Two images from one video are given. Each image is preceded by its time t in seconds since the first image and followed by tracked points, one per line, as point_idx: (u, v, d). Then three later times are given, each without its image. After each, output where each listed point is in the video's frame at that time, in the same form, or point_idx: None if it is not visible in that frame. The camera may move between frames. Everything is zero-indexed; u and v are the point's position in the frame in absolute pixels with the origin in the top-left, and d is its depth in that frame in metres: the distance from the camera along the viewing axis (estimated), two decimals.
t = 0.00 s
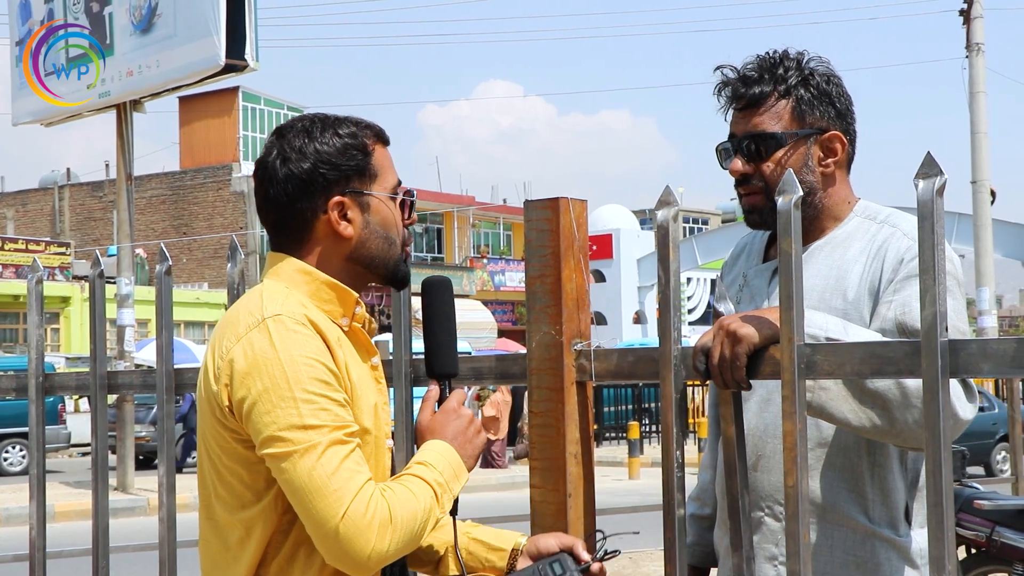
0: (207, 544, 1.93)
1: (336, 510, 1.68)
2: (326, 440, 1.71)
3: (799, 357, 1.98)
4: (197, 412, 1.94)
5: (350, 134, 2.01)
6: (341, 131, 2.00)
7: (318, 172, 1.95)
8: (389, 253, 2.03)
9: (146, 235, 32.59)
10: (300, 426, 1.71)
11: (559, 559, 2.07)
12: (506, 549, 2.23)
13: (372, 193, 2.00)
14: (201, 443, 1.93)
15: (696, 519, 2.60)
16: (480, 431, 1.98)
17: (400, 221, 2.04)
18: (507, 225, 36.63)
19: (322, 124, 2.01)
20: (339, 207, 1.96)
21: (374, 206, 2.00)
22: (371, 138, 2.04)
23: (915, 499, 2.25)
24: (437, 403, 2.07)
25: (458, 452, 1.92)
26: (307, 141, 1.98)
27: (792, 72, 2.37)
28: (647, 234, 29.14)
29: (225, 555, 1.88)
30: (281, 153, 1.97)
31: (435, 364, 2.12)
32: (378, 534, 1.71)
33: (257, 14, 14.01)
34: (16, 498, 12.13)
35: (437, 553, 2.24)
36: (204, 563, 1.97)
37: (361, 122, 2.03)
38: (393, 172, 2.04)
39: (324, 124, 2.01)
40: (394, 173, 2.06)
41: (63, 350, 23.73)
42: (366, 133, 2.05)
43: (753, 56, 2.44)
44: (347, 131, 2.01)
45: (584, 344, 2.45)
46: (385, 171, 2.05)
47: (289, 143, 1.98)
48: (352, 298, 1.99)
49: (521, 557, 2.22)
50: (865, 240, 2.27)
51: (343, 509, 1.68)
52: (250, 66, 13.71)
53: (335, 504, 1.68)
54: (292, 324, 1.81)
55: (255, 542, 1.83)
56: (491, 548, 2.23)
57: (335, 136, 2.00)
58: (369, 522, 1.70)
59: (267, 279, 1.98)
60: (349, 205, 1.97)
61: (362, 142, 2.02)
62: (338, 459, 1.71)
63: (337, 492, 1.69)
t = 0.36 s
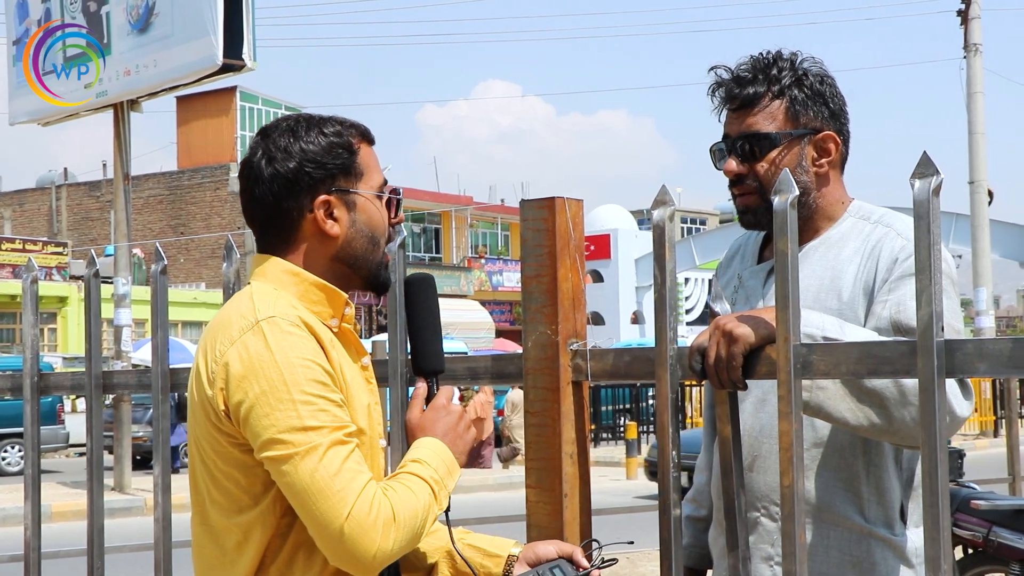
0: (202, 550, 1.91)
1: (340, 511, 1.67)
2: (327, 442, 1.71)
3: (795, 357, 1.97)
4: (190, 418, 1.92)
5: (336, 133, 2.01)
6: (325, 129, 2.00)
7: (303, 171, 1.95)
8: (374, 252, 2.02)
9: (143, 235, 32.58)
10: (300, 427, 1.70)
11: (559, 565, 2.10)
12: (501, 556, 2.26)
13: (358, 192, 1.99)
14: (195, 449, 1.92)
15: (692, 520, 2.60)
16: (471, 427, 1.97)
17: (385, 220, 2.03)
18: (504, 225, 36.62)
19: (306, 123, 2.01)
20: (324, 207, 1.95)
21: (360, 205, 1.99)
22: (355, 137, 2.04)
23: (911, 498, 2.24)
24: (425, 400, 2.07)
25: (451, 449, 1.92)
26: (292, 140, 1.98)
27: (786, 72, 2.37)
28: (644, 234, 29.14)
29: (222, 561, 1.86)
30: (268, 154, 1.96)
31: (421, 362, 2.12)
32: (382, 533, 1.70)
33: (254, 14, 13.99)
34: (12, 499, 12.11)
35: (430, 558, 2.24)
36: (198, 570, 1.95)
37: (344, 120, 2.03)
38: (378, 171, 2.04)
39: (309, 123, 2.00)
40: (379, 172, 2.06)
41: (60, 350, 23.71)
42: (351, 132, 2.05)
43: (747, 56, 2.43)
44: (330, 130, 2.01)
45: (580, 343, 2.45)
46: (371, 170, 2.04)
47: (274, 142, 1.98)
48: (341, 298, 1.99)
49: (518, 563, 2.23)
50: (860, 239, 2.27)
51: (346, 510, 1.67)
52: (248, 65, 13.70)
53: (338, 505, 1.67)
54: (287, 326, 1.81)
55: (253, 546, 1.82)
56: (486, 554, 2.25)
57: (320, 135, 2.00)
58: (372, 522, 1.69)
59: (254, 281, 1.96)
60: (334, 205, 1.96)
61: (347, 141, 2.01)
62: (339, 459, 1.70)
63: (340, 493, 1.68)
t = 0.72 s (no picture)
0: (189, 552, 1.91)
1: (320, 513, 1.66)
2: (309, 444, 1.70)
3: (790, 353, 1.97)
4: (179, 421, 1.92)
5: (324, 130, 2.01)
6: (314, 127, 2.00)
7: (291, 168, 1.94)
8: (363, 252, 2.01)
9: (138, 235, 32.52)
10: (282, 429, 1.69)
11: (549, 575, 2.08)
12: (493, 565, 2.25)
13: (346, 190, 1.99)
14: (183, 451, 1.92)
15: (686, 518, 2.60)
16: (463, 429, 1.96)
17: (374, 220, 2.03)
18: (499, 223, 36.62)
19: (294, 120, 2.00)
20: (311, 205, 1.94)
21: (348, 204, 1.98)
22: (344, 135, 2.03)
23: (905, 493, 2.25)
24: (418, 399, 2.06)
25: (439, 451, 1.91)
26: (280, 138, 1.97)
27: (777, 69, 2.36)
28: (639, 232, 29.16)
29: (208, 563, 1.86)
30: (252, 155, 1.96)
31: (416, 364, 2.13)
32: (364, 536, 1.70)
33: (247, 12, 13.97)
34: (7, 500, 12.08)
35: (421, 565, 2.23)
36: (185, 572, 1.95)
37: (333, 119, 2.02)
38: (367, 169, 2.03)
39: (297, 120, 2.00)
40: (368, 171, 2.05)
41: (55, 351, 23.67)
42: (340, 130, 2.04)
43: (738, 54, 2.43)
44: (318, 128, 2.00)
45: (575, 341, 2.44)
46: (360, 169, 2.03)
47: (261, 139, 1.97)
48: (329, 297, 1.98)
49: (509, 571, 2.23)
50: (852, 236, 2.27)
51: (328, 512, 1.67)
52: (241, 64, 13.68)
53: (319, 507, 1.66)
54: (271, 328, 1.80)
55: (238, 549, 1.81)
56: (477, 562, 2.24)
57: (308, 132, 1.99)
58: (353, 524, 1.69)
59: (242, 281, 1.96)
60: (321, 203, 1.96)
61: (336, 139, 2.01)
62: (321, 461, 1.69)
63: (321, 495, 1.67)
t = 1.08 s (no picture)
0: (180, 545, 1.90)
1: (317, 502, 1.66)
2: (306, 434, 1.69)
3: (780, 346, 1.97)
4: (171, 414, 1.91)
5: (321, 124, 2.00)
6: (310, 121, 1.98)
7: (286, 162, 1.93)
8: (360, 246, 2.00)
9: (127, 230, 32.40)
10: (277, 419, 1.68)
11: (539, 560, 2.02)
12: (485, 550, 2.24)
13: (342, 183, 1.98)
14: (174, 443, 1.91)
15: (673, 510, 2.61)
16: (457, 422, 1.96)
17: (371, 215, 2.02)
18: (490, 218, 36.59)
19: (291, 113, 1.99)
20: (307, 199, 1.94)
21: (344, 197, 1.97)
22: (340, 129, 2.02)
23: (893, 484, 2.25)
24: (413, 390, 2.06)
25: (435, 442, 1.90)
26: (275, 131, 1.96)
27: (767, 63, 2.36)
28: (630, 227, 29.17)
29: (199, 556, 1.85)
30: (247, 148, 1.95)
31: (406, 354, 2.13)
32: (361, 525, 1.69)
33: (237, 6, 13.93)
34: None
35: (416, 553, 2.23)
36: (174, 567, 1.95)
37: (330, 113, 2.01)
38: (363, 162, 2.02)
39: (293, 113, 1.99)
40: (364, 164, 2.04)
41: (44, 346, 23.58)
42: (337, 123, 2.02)
43: (728, 47, 2.42)
44: (315, 122, 1.99)
45: (565, 335, 2.44)
46: (357, 162, 2.02)
47: (257, 133, 1.96)
48: (323, 291, 1.96)
49: (501, 556, 2.22)
50: (839, 229, 2.27)
51: (325, 501, 1.66)
52: (231, 59, 13.66)
53: (316, 496, 1.66)
54: (264, 320, 1.79)
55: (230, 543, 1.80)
56: (469, 548, 2.23)
57: (305, 126, 1.98)
58: (351, 514, 1.68)
59: (235, 275, 1.94)
60: (318, 197, 1.94)
61: (332, 132, 2.00)
62: (317, 451, 1.68)
63: (318, 485, 1.66)
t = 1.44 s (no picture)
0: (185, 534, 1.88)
1: (352, 482, 1.66)
2: (335, 417, 1.69)
3: (770, 338, 1.97)
4: (179, 403, 1.89)
5: (319, 114, 1.99)
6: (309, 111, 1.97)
7: (288, 153, 1.92)
8: (362, 233, 2.00)
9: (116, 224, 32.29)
10: (306, 402, 1.68)
11: None
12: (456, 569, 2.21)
13: (343, 173, 1.97)
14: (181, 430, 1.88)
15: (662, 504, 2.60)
16: (467, 397, 1.96)
17: (372, 201, 2.01)
18: (480, 213, 36.56)
19: (289, 104, 1.97)
20: (310, 189, 1.93)
21: (345, 186, 1.97)
22: (338, 118, 2.01)
23: (881, 477, 2.26)
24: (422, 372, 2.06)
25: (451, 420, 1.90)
26: (275, 123, 1.94)
27: (755, 55, 2.36)
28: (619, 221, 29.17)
29: (207, 545, 1.83)
30: (250, 139, 1.94)
31: (415, 335, 2.14)
32: (397, 502, 1.70)
33: None
34: None
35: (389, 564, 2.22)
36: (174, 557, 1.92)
37: (327, 102, 1.99)
38: (362, 151, 2.01)
39: (291, 104, 1.97)
40: (363, 153, 2.03)
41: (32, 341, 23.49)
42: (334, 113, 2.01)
43: (717, 39, 2.42)
44: (313, 112, 1.97)
45: (555, 327, 2.43)
46: (355, 150, 2.01)
47: (257, 125, 1.94)
48: (333, 282, 1.96)
49: None
50: (828, 221, 2.27)
51: (360, 480, 1.66)
52: (220, 53, 13.62)
53: (350, 477, 1.66)
54: (282, 306, 1.79)
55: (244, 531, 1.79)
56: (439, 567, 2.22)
57: (303, 116, 1.97)
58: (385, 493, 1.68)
59: (243, 265, 1.92)
60: (320, 186, 1.94)
61: (331, 122, 1.99)
62: (347, 432, 1.69)
63: (351, 465, 1.66)
